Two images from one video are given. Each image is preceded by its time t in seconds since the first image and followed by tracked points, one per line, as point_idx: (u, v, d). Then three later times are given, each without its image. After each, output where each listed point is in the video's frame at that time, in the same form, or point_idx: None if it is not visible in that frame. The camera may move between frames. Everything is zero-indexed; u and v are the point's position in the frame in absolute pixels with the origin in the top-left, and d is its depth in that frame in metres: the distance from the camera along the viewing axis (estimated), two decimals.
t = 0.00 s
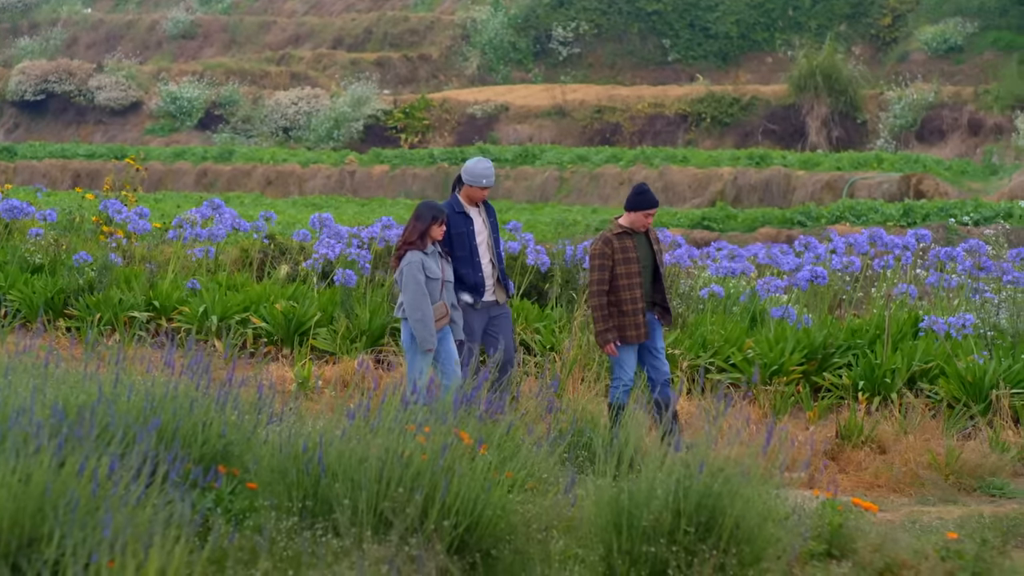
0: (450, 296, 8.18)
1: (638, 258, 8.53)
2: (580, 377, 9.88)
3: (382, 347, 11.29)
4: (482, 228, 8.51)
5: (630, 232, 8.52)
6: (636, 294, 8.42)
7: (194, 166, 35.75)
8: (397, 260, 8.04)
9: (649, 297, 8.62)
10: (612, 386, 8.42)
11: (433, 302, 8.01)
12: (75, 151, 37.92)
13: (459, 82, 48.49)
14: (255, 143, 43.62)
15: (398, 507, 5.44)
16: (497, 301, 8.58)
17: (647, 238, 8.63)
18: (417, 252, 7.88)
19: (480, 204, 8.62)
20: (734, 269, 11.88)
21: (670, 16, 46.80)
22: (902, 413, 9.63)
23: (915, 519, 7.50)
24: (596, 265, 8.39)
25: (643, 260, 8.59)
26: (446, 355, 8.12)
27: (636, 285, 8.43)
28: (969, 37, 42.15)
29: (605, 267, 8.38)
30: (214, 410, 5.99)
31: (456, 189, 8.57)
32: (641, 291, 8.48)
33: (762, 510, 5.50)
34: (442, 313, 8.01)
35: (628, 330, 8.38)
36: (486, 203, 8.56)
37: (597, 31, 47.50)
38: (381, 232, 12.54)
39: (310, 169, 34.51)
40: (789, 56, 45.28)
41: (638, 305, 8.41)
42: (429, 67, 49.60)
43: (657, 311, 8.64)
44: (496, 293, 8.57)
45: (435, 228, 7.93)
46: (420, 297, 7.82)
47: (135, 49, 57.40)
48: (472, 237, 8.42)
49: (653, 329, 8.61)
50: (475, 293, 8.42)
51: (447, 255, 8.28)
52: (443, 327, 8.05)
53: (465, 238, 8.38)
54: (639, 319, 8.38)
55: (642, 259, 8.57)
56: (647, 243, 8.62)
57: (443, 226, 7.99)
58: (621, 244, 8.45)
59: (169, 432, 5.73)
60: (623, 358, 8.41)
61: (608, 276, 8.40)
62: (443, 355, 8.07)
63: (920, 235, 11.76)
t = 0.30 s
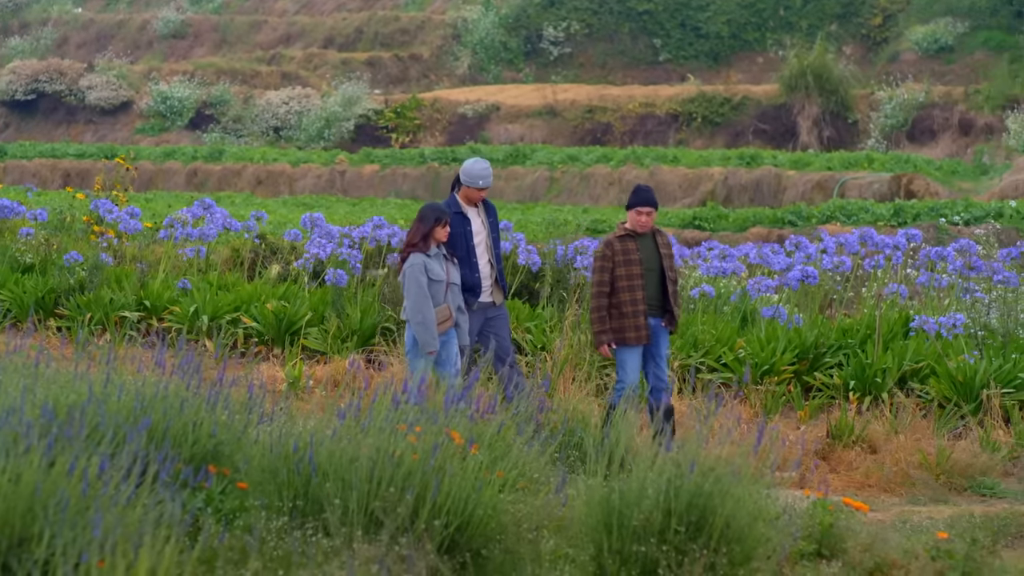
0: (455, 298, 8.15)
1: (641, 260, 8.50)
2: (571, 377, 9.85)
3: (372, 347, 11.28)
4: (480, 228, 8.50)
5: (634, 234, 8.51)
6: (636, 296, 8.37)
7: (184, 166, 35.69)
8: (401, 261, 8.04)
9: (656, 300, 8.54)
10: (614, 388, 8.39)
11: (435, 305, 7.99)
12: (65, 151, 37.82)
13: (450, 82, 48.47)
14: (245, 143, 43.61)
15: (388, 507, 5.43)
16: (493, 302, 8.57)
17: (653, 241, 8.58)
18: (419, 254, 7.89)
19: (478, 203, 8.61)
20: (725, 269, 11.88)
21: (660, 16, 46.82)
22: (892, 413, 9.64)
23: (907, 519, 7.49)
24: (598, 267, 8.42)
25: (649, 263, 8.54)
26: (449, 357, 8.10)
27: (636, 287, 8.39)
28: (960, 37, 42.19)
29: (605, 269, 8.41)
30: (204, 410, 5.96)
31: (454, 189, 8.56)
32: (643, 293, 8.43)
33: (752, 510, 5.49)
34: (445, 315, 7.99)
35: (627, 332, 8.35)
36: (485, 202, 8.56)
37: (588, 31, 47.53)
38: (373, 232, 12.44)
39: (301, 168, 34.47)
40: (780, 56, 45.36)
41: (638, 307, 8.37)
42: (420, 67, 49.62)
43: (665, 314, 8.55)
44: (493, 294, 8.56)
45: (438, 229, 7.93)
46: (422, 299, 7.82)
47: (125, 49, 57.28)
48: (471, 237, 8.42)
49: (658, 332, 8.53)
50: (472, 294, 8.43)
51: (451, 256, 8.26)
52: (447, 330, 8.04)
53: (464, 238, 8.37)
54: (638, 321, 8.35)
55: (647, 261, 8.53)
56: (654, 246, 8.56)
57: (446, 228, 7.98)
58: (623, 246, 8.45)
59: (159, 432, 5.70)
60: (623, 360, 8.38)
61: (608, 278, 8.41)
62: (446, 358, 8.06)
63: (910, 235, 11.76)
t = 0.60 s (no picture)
0: (466, 297, 8.11)
1: (651, 262, 8.47)
2: (561, 376, 9.81)
3: (363, 347, 11.27)
4: (485, 229, 8.44)
5: (644, 236, 8.51)
6: (644, 297, 8.34)
7: (175, 165, 35.61)
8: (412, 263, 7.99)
9: (667, 302, 8.50)
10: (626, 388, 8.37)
11: (448, 303, 7.96)
12: (56, 151, 37.73)
13: (441, 81, 48.40)
14: (236, 143, 43.53)
15: (379, 507, 5.41)
16: (497, 304, 8.50)
17: (663, 243, 8.56)
18: (431, 254, 7.84)
19: (482, 205, 8.56)
20: (716, 269, 11.89)
21: (651, 16, 46.82)
22: (883, 413, 9.64)
23: (897, 518, 7.50)
24: (606, 269, 8.43)
25: (659, 264, 8.50)
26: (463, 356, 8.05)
27: (645, 287, 8.36)
28: (950, 37, 42.25)
29: (613, 271, 8.42)
30: (195, 410, 5.94)
31: (458, 191, 8.53)
32: (652, 294, 8.39)
33: (743, 509, 5.48)
34: (459, 314, 7.94)
35: (636, 332, 8.33)
36: (489, 203, 8.52)
37: (579, 30, 47.48)
38: (363, 232, 12.39)
39: (291, 168, 34.41)
40: (771, 55, 45.40)
41: (647, 307, 8.33)
42: (410, 67, 49.59)
43: (674, 316, 8.51)
44: (497, 295, 8.49)
45: (448, 228, 7.88)
46: (435, 298, 7.77)
47: (115, 49, 57.13)
48: (476, 238, 8.37)
49: (669, 333, 8.48)
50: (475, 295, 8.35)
51: (461, 256, 8.20)
52: (460, 329, 7.99)
53: (469, 238, 8.31)
54: (647, 320, 8.31)
55: (657, 262, 8.49)
56: (665, 249, 8.53)
57: (457, 227, 7.92)
58: (632, 247, 8.45)
59: (150, 432, 5.67)
60: (634, 360, 8.35)
61: (618, 279, 8.41)
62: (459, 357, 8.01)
63: (900, 235, 11.75)
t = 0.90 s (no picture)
0: (473, 298, 8.09)
1: (658, 261, 8.43)
2: (551, 375, 9.79)
3: (353, 346, 11.24)
4: (500, 231, 8.33)
5: (652, 234, 8.48)
6: (649, 296, 8.32)
7: (165, 164, 35.51)
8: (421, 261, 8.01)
9: (673, 303, 8.46)
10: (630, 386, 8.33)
11: (456, 303, 7.97)
12: (45, 149, 37.63)
13: (431, 80, 48.36)
14: (226, 142, 43.44)
15: (369, 506, 5.39)
16: (508, 307, 8.38)
17: (670, 243, 8.52)
18: (439, 253, 7.86)
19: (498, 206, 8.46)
20: (708, 268, 11.93)
21: (641, 15, 46.81)
22: (873, 412, 9.65)
23: (887, 517, 7.50)
24: (612, 266, 8.39)
25: (665, 263, 8.46)
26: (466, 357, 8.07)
27: (650, 286, 8.34)
28: (940, 36, 42.33)
29: (619, 268, 8.38)
30: (185, 409, 5.92)
31: (475, 191, 8.44)
32: (657, 294, 8.36)
33: (733, 508, 5.47)
34: (466, 313, 7.99)
35: (641, 330, 8.29)
36: (506, 205, 8.41)
37: (569, 29, 47.44)
38: (353, 231, 12.35)
39: (281, 167, 34.34)
40: (761, 55, 45.45)
41: (652, 306, 8.32)
42: (400, 66, 49.56)
43: (678, 317, 8.46)
44: (509, 299, 8.37)
45: (457, 227, 7.85)
46: (443, 297, 7.78)
47: (105, 47, 56.99)
48: (488, 238, 8.27)
49: (672, 335, 8.44)
50: (487, 295, 8.24)
51: (468, 256, 8.16)
52: (466, 328, 8.03)
53: (480, 238, 8.22)
54: (653, 320, 8.28)
55: (663, 262, 8.45)
56: (672, 249, 8.49)
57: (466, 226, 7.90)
58: (639, 245, 8.41)
59: (139, 431, 5.64)
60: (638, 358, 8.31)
61: (623, 276, 8.37)
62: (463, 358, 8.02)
63: (890, 234, 11.74)
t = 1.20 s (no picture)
0: (475, 298, 8.05)
1: (670, 266, 8.40)
2: (543, 375, 9.76)
3: (345, 347, 11.22)
4: (505, 232, 8.34)
5: (664, 238, 8.40)
6: (665, 301, 8.26)
7: (157, 164, 35.43)
8: (421, 262, 7.99)
9: (681, 307, 8.46)
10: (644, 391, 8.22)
11: (457, 305, 7.92)
12: (37, 149, 37.53)
13: (422, 80, 48.36)
14: (218, 142, 43.37)
15: (361, 506, 5.39)
16: (509, 307, 8.41)
17: (679, 248, 8.49)
18: (441, 254, 7.83)
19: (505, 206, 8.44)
20: (700, 268, 11.90)
21: (633, 15, 46.78)
22: (865, 411, 9.66)
23: (878, 516, 7.51)
24: (627, 268, 8.27)
25: (674, 269, 8.44)
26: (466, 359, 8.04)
27: (665, 292, 8.29)
28: (932, 36, 42.41)
29: (634, 271, 8.26)
30: (177, 408, 5.90)
31: (482, 190, 8.40)
32: (671, 298, 8.33)
33: (725, 508, 5.47)
34: (467, 315, 7.93)
35: (657, 335, 8.22)
36: (512, 207, 8.39)
37: (561, 29, 47.38)
38: (345, 231, 12.31)
39: (273, 167, 34.29)
40: (753, 54, 45.49)
41: (667, 312, 8.25)
42: (392, 65, 49.55)
43: (686, 320, 8.48)
44: (510, 299, 8.41)
45: (459, 228, 7.84)
46: (444, 299, 7.77)
47: (97, 47, 56.91)
48: (495, 238, 8.26)
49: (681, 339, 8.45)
50: (492, 293, 8.27)
51: (469, 257, 8.14)
52: (467, 330, 7.98)
53: (487, 238, 8.22)
54: (669, 325, 8.24)
55: (674, 267, 8.44)
56: (680, 253, 8.47)
57: (467, 227, 7.90)
58: (653, 249, 8.33)
59: (131, 431, 5.63)
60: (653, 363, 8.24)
61: (637, 279, 8.27)
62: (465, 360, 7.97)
63: (882, 234, 11.72)
